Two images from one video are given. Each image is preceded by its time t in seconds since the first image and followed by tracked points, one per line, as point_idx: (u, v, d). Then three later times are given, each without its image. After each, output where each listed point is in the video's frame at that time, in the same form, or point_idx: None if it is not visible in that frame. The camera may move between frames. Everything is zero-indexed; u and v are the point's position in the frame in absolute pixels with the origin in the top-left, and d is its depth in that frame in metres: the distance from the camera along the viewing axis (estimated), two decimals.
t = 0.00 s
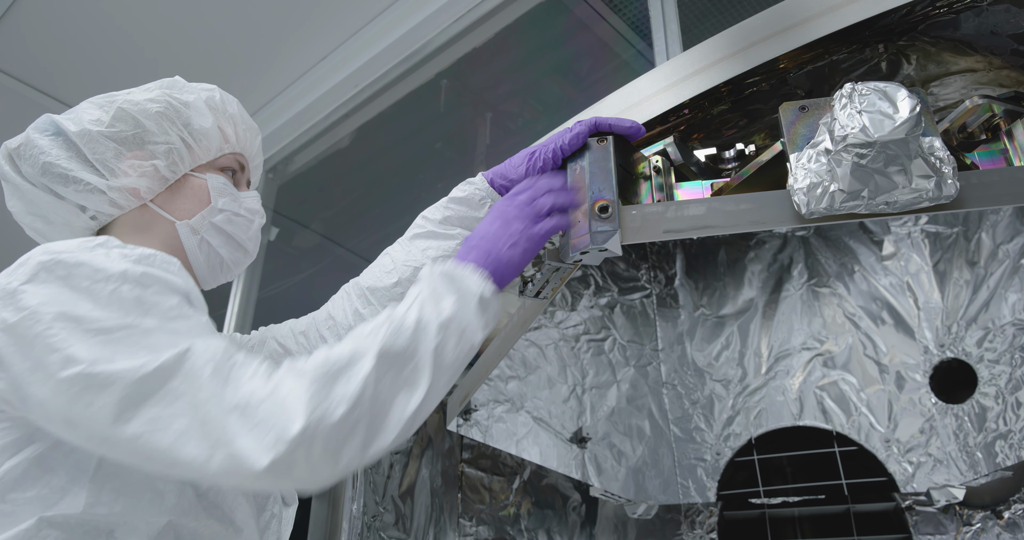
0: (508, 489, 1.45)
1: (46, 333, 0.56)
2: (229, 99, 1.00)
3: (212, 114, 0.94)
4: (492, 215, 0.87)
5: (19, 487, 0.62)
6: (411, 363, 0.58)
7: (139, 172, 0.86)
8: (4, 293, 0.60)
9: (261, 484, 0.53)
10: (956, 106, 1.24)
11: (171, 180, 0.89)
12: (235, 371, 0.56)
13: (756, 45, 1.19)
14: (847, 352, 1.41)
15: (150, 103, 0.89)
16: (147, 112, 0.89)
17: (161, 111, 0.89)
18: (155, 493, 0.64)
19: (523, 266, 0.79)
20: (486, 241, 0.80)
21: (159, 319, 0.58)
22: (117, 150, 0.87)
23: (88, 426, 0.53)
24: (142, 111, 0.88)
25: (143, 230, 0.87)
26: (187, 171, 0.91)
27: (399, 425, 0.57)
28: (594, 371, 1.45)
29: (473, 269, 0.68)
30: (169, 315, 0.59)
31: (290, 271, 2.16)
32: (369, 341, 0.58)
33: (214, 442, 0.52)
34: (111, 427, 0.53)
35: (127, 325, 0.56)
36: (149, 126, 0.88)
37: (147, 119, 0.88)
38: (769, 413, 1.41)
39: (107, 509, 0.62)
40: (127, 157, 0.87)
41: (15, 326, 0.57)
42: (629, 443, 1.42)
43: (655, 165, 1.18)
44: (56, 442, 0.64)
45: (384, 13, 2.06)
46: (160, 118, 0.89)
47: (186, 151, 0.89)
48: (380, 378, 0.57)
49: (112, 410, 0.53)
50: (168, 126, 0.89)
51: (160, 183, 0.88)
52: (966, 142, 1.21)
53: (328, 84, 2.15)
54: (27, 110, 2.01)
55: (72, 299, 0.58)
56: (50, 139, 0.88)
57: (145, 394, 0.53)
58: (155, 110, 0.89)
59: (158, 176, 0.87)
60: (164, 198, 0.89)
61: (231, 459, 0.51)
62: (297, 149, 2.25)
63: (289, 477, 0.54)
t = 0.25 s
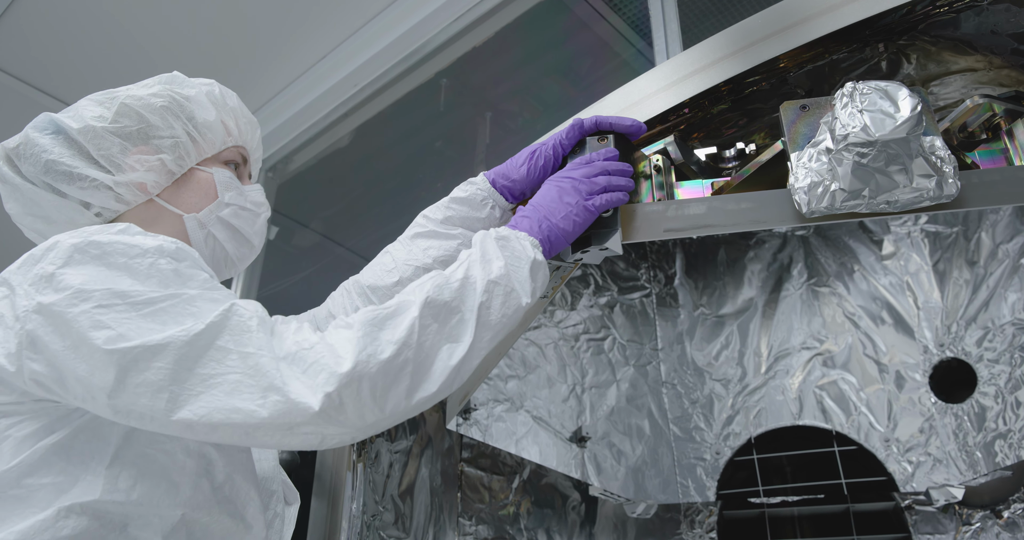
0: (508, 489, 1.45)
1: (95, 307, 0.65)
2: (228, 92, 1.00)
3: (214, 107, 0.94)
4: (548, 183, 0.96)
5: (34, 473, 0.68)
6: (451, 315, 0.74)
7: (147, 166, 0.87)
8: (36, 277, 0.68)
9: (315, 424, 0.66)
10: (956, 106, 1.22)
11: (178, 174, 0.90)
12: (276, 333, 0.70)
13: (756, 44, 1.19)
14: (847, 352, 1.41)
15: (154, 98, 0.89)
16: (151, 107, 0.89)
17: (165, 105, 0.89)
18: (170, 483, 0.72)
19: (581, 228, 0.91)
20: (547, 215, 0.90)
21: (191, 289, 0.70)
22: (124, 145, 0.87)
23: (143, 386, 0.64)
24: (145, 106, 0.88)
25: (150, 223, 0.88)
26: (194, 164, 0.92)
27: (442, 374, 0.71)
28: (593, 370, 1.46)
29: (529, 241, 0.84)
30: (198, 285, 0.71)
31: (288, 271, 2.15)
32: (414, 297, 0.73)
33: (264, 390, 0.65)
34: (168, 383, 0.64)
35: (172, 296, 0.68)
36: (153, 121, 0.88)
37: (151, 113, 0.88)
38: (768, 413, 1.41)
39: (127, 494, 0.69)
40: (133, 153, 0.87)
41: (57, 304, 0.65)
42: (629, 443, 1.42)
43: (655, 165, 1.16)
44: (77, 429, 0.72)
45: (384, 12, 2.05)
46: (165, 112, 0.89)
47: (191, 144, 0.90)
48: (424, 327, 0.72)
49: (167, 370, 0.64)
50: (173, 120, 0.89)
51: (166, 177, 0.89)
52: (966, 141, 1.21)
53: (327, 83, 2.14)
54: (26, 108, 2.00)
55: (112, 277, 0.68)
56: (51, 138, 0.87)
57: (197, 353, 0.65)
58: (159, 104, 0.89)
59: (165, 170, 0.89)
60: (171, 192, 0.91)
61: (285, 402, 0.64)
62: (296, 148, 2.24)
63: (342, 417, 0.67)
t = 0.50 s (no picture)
0: (508, 489, 1.45)
1: (107, 295, 0.65)
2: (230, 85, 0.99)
3: (218, 101, 0.94)
4: (554, 183, 0.96)
5: (45, 461, 0.68)
6: (457, 318, 0.74)
7: (159, 163, 0.87)
8: (49, 263, 0.68)
9: (322, 424, 0.66)
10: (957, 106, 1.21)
11: (188, 169, 0.90)
12: (287, 330, 0.70)
13: (757, 44, 1.19)
14: (847, 352, 1.41)
15: (162, 94, 0.88)
16: (158, 103, 0.88)
17: (173, 101, 0.89)
18: (180, 475, 0.72)
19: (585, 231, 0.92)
20: (552, 216, 0.91)
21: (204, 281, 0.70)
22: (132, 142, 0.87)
23: (152, 376, 0.63)
24: (153, 102, 0.88)
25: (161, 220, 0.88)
26: (203, 160, 0.92)
27: (448, 376, 0.71)
28: (594, 370, 1.46)
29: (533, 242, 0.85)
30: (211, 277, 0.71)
31: (291, 271, 2.18)
32: (419, 300, 0.74)
33: (274, 385, 0.65)
34: (178, 373, 0.64)
35: (184, 287, 0.67)
36: (161, 117, 0.88)
37: (159, 110, 0.88)
38: (769, 413, 1.41)
39: (139, 484, 0.69)
40: (141, 149, 0.87)
41: (69, 291, 0.65)
42: (629, 443, 1.42)
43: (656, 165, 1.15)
44: (88, 418, 0.72)
45: (384, 12, 2.03)
46: (172, 108, 0.89)
47: (200, 139, 0.90)
48: (431, 329, 0.72)
49: (178, 360, 0.64)
50: (181, 116, 0.89)
51: (177, 173, 0.89)
52: (967, 142, 1.21)
53: (328, 83, 2.13)
54: (26, 107, 2.00)
55: (126, 266, 0.68)
56: (55, 137, 0.86)
57: (207, 345, 0.65)
58: (168, 100, 0.88)
59: (176, 166, 0.88)
60: (182, 188, 0.91)
61: (295, 400, 0.64)
62: (296, 148, 2.22)
63: (350, 418, 0.67)
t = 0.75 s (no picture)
0: (508, 489, 1.45)
1: (129, 293, 0.65)
2: (227, 79, 0.99)
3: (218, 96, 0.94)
4: (557, 186, 0.95)
5: (62, 455, 0.68)
6: (465, 328, 0.75)
7: (160, 160, 0.87)
8: (66, 257, 0.67)
9: (335, 436, 0.66)
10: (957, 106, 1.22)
11: (189, 166, 0.91)
12: (302, 337, 0.70)
13: (757, 45, 1.19)
14: (847, 353, 1.41)
15: (162, 90, 0.88)
16: (157, 99, 0.88)
17: (172, 98, 0.89)
18: (197, 468, 0.73)
19: (588, 235, 0.93)
20: (556, 220, 0.91)
21: (223, 283, 0.70)
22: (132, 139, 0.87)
23: (170, 378, 0.64)
24: (152, 99, 0.88)
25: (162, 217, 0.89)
26: (204, 157, 0.92)
27: (459, 388, 0.72)
28: (594, 370, 1.46)
29: (539, 248, 0.86)
30: (229, 278, 0.71)
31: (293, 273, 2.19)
32: (430, 311, 0.74)
33: (290, 395, 0.65)
34: (194, 379, 0.64)
35: (204, 288, 0.68)
36: (161, 113, 0.88)
37: (159, 106, 0.88)
38: (769, 413, 1.41)
39: (156, 479, 0.70)
40: (141, 146, 0.87)
41: (89, 288, 0.64)
42: (629, 443, 1.42)
43: (655, 165, 1.18)
44: (106, 411, 0.72)
45: (385, 13, 2.03)
46: (172, 104, 0.89)
47: (200, 135, 0.90)
48: (441, 341, 0.73)
49: (196, 364, 0.64)
50: (181, 111, 0.89)
51: (177, 170, 0.90)
52: (967, 142, 1.21)
53: (328, 84, 2.13)
54: (26, 107, 2.01)
55: (145, 264, 0.68)
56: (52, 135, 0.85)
57: (227, 349, 0.65)
58: (167, 97, 0.89)
59: (177, 163, 0.89)
60: (183, 185, 0.91)
61: (310, 409, 0.65)
62: (296, 149, 2.22)
63: (363, 431, 0.68)
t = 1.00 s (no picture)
0: (508, 489, 1.44)
1: (137, 301, 0.64)
2: (227, 65, 0.98)
3: (218, 84, 0.94)
4: (557, 191, 0.96)
5: (74, 457, 0.68)
6: (475, 340, 0.76)
7: (161, 153, 0.87)
8: (72, 260, 0.66)
9: (349, 451, 0.66)
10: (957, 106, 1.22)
11: (190, 158, 0.90)
12: (313, 348, 0.70)
13: (757, 45, 1.19)
14: (847, 352, 1.41)
15: (160, 81, 0.88)
16: (155, 90, 0.88)
17: (171, 89, 0.89)
18: (208, 460, 0.73)
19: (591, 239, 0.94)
20: (558, 226, 0.92)
21: (231, 288, 0.70)
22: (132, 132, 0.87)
23: (180, 387, 0.64)
24: (152, 90, 0.88)
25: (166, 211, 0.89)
26: (206, 148, 0.92)
27: (468, 399, 0.73)
28: (594, 370, 1.46)
29: (543, 258, 0.87)
30: (236, 282, 0.71)
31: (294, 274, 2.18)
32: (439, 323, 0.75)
33: (303, 409, 0.65)
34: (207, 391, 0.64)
35: (213, 296, 0.67)
36: (160, 105, 0.88)
37: (158, 98, 0.88)
38: (769, 413, 1.41)
39: (164, 472, 0.70)
40: (142, 139, 0.87)
41: (97, 294, 0.64)
42: (629, 443, 1.42)
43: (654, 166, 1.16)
44: (117, 413, 0.72)
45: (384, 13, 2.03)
46: (171, 96, 0.89)
47: (201, 127, 0.90)
48: (452, 355, 0.74)
49: (208, 375, 0.64)
50: (181, 103, 0.89)
51: (179, 162, 0.89)
52: (966, 141, 1.20)
53: (328, 84, 2.13)
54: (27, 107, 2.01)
55: (153, 269, 0.67)
56: (52, 129, 0.85)
57: (237, 360, 0.65)
58: (166, 88, 0.88)
59: (178, 155, 0.89)
60: (186, 178, 0.91)
61: (325, 425, 0.65)
62: (296, 149, 2.23)
63: (376, 447, 0.68)
